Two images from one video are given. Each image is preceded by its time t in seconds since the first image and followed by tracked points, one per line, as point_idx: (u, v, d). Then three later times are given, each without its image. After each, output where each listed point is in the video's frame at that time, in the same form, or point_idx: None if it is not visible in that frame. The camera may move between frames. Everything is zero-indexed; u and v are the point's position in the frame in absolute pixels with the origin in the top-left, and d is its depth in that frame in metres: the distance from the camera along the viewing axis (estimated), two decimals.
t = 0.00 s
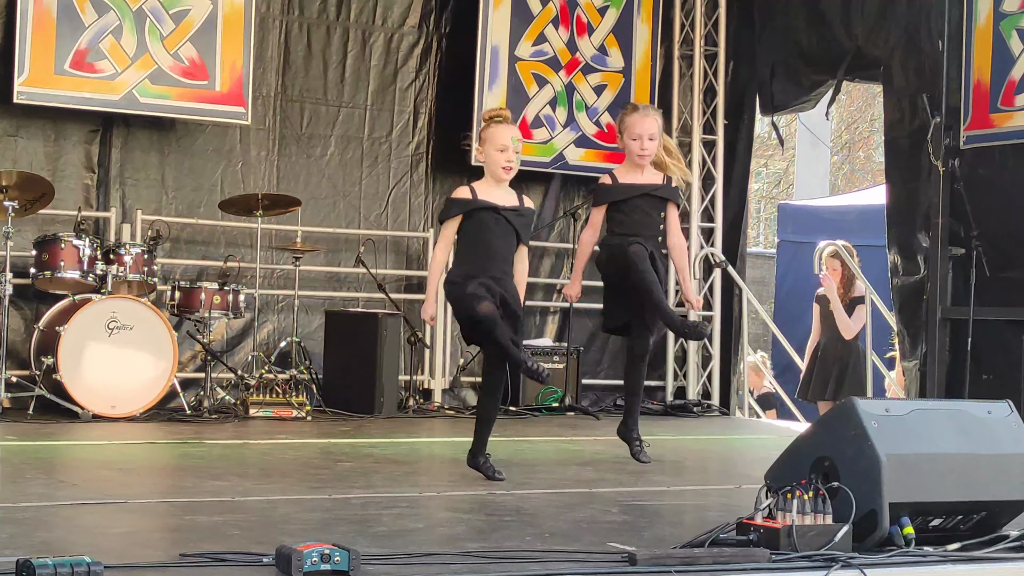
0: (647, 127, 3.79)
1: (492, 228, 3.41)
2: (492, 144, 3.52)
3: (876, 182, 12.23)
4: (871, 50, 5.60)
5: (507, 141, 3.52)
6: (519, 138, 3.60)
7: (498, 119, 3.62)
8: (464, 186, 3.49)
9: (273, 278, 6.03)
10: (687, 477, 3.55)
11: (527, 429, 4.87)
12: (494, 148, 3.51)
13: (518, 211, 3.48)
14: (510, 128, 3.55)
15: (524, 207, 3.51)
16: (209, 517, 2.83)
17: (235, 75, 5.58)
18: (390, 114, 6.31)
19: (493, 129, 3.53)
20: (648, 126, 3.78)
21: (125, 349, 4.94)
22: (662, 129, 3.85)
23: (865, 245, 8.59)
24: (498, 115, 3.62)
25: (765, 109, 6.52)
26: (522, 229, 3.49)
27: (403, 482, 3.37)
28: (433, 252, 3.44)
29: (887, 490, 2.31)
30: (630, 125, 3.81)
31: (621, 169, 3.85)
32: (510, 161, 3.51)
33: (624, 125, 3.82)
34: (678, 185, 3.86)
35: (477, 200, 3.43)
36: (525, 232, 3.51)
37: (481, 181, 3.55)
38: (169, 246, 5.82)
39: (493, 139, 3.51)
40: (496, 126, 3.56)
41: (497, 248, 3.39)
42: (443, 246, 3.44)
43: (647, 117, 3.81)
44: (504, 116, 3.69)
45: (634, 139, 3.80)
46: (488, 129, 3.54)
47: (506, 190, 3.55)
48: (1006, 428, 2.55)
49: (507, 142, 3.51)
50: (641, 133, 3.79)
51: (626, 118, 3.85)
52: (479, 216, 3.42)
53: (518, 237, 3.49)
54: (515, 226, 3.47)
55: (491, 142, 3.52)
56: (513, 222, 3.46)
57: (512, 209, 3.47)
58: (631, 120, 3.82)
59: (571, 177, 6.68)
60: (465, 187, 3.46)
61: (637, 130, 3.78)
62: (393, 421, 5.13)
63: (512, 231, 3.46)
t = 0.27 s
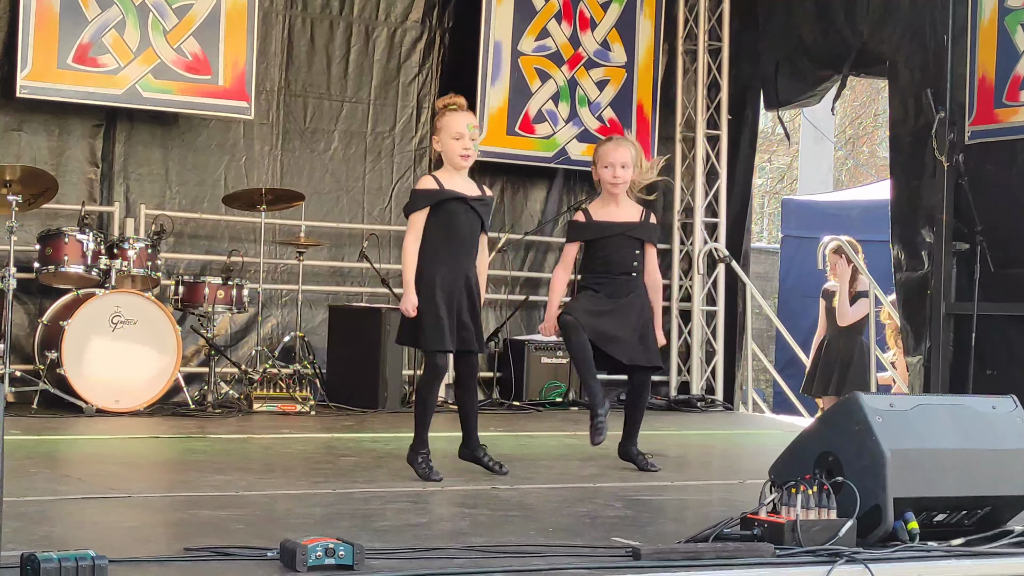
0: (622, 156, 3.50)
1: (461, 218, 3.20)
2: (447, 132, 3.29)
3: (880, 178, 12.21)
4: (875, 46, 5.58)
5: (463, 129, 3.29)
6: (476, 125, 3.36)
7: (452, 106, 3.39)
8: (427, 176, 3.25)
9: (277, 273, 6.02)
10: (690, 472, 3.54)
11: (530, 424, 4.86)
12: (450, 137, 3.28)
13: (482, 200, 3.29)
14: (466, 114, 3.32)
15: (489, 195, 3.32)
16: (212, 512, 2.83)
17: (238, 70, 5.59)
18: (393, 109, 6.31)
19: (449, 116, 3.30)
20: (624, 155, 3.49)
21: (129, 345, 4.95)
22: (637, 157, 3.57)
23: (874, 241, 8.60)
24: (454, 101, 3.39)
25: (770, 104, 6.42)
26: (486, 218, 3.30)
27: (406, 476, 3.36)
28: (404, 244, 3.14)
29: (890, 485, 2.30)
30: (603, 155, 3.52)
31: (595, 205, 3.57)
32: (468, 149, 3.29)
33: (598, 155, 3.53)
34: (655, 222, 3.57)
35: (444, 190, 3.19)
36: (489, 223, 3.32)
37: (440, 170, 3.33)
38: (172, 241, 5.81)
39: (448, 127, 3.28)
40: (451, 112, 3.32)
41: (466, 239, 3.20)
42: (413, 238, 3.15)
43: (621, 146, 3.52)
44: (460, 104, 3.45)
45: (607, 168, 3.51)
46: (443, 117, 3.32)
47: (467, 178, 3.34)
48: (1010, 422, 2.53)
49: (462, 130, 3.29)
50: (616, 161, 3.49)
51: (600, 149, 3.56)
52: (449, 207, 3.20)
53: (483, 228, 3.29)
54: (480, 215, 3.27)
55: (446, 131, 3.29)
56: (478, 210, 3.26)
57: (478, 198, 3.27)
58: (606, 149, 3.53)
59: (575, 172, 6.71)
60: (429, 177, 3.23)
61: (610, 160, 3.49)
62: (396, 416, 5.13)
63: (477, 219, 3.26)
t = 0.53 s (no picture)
0: (561, 121, 3.53)
1: (401, 216, 3.18)
2: (396, 131, 3.24)
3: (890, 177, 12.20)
4: (890, 46, 5.60)
5: (411, 127, 3.24)
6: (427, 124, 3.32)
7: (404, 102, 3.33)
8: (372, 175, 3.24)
9: (287, 273, 6.03)
10: (701, 473, 3.54)
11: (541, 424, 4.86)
12: (398, 136, 3.23)
13: (431, 200, 3.25)
14: (416, 112, 3.26)
15: (436, 194, 3.27)
16: (224, 512, 2.83)
17: (249, 71, 5.59)
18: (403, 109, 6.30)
19: (399, 114, 3.26)
20: (561, 120, 3.52)
21: (141, 345, 4.96)
22: (578, 124, 3.59)
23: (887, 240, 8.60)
24: (405, 97, 3.33)
25: (781, 104, 6.43)
26: (434, 218, 3.26)
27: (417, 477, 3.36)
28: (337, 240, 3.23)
29: (902, 485, 2.30)
30: (544, 121, 3.55)
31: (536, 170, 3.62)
32: (416, 148, 3.24)
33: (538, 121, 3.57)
34: (596, 189, 3.61)
35: (383, 188, 3.20)
36: (438, 223, 3.27)
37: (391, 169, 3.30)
38: (183, 241, 5.81)
39: (397, 126, 3.23)
40: (402, 110, 3.27)
41: (407, 236, 3.16)
42: (349, 236, 3.20)
43: (559, 111, 3.56)
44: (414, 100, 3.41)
45: (547, 133, 3.54)
46: (393, 115, 3.27)
47: (417, 176, 3.30)
48: None
49: (411, 128, 3.23)
50: (553, 127, 3.53)
51: (541, 116, 3.60)
52: (388, 204, 3.18)
53: (431, 227, 3.26)
54: (426, 215, 3.23)
55: (395, 129, 3.24)
56: (422, 209, 3.22)
57: (422, 196, 3.23)
58: (546, 115, 3.56)
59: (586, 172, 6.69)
60: (371, 176, 3.22)
61: (549, 125, 3.53)
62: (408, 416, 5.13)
63: (422, 218, 3.22)
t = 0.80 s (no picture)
0: (512, 135, 3.50)
1: (365, 199, 3.20)
2: (355, 114, 3.24)
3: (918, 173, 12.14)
4: (919, 41, 5.61)
5: (370, 111, 3.25)
6: (385, 107, 3.33)
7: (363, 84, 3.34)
8: (332, 157, 3.23)
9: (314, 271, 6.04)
10: (729, 470, 3.53)
11: (567, 422, 4.85)
12: (357, 118, 3.24)
13: (389, 183, 3.30)
14: (375, 96, 3.27)
15: (394, 180, 3.32)
16: (253, 510, 2.85)
17: (276, 69, 5.60)
18: (428, 107, 6.31)
19: (357, 97, 3.26)
20: (512, 133, 3.49)
21: (169, 344, 4.98)
22: (530, 138, 3.57)
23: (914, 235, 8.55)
24: (364, 80, 3.34)
25: (808, 100, 6.52)
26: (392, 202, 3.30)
27: (444, 474, 3.37)
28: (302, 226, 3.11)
29: (934, 482, 2.29)
30: (494, 134, 3.52)
31: (488, 188, 3.59)
32: (374, 132, 3.25)
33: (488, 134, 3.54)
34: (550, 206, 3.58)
35: (348, 172, 3.19)
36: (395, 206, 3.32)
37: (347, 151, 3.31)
38: (210, 240, 5.82)
39: (356, 108, 3.24)
40: (361, 93, 3.28)
41: (370, 220, 3.19)
42: (313, 220, 3.13)
43: (511, 125, 3.52)
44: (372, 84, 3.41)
45: (498, 147, 3.51)
46: (351, 97, 3.27)
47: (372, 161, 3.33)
48: None
49: (370, 112, 3.25)
50: (505, 141, 3.50)
51: (491, 130, 3.57)
52: (353, 188, 3.19)
53: (390, 211, 3.30)
54: (386, 199, 3.28)
55: (354, 112, 3.24)
56: (383, 193, 3.26)
57: (383, 180, 3.27)
58: (495, 130, 3.53)
59: (612, 170, 6.68)
60: (336, 158, 3.21)
61: (500, 138, 3.50)
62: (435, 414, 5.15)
63: (383, 202, 3.26)
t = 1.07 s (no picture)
0: (496, 111, 3.42)
1: (331, 210, 3.04)
2: (332, 121, 3.12)
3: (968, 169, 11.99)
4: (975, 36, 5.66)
5: (349, 118, 3.13)
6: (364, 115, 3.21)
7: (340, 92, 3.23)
8: (300, 165, 3.11)
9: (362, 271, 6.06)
10: (780, 469, 3.51)
11: (615, 420, 4.85)
12: (335, 126, 3.12)
13: (361, 194, 3.13)
14: (354, 104, 3.16)
15: (366, 189, 3.15)
16: (304, 508, 2.86)
17: (325, 69, 5.61)
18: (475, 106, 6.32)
19: (335, 104, 3.15)
20: (499, 110, 3.42)
21: (219, 344, 4.99)
22: (512, 115, 3.50)
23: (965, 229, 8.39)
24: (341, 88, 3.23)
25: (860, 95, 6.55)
26: (365, 213, 3.14)
27: (493, 473, 3.37)
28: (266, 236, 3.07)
29: (988, 480, 2.27)
30: (477, 109, 3.44)
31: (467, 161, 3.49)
32: (353, 140, 3.13)
33: (471, 110, 3.45)
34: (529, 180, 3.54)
35: (314, 180, 3.05)
36: (367, 218, 3.14)
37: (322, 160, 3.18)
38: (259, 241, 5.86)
39: (334, 116, 3.12)
40: (339, 100, 3.17)
41: (337, 232, 3.03)
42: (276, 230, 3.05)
43: (494, 101, 3.45)
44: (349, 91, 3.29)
45: (481, 123, 3.43)
46: (328, 104, 3.16)
47: (348, 171, 3.18)
48: None
49: (349, 119, 3.13)
50: (490, 117, 3.42)
51: (474, 104, 3.48)
52: (317, 198, 3.04)
53: (362, 223, 3.13)
54: (356, 211, 3.11)
55: (331, 119, 3.13)
56: (353, 204, 3.09)
57: (353, 191, 3.10)
58: (479, 104, 3.44)
59: (659, 168, 6.70)
60: (302, 166, 3.08)
61: (484, 114, 3.41)
62: (483, 413, 5.16)
63: (352, 214, 3.09)
